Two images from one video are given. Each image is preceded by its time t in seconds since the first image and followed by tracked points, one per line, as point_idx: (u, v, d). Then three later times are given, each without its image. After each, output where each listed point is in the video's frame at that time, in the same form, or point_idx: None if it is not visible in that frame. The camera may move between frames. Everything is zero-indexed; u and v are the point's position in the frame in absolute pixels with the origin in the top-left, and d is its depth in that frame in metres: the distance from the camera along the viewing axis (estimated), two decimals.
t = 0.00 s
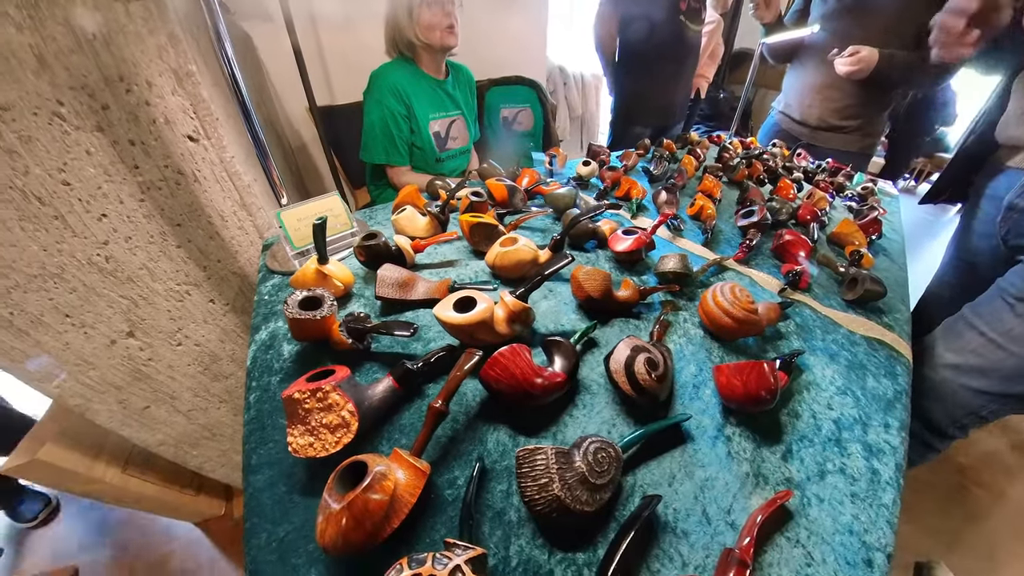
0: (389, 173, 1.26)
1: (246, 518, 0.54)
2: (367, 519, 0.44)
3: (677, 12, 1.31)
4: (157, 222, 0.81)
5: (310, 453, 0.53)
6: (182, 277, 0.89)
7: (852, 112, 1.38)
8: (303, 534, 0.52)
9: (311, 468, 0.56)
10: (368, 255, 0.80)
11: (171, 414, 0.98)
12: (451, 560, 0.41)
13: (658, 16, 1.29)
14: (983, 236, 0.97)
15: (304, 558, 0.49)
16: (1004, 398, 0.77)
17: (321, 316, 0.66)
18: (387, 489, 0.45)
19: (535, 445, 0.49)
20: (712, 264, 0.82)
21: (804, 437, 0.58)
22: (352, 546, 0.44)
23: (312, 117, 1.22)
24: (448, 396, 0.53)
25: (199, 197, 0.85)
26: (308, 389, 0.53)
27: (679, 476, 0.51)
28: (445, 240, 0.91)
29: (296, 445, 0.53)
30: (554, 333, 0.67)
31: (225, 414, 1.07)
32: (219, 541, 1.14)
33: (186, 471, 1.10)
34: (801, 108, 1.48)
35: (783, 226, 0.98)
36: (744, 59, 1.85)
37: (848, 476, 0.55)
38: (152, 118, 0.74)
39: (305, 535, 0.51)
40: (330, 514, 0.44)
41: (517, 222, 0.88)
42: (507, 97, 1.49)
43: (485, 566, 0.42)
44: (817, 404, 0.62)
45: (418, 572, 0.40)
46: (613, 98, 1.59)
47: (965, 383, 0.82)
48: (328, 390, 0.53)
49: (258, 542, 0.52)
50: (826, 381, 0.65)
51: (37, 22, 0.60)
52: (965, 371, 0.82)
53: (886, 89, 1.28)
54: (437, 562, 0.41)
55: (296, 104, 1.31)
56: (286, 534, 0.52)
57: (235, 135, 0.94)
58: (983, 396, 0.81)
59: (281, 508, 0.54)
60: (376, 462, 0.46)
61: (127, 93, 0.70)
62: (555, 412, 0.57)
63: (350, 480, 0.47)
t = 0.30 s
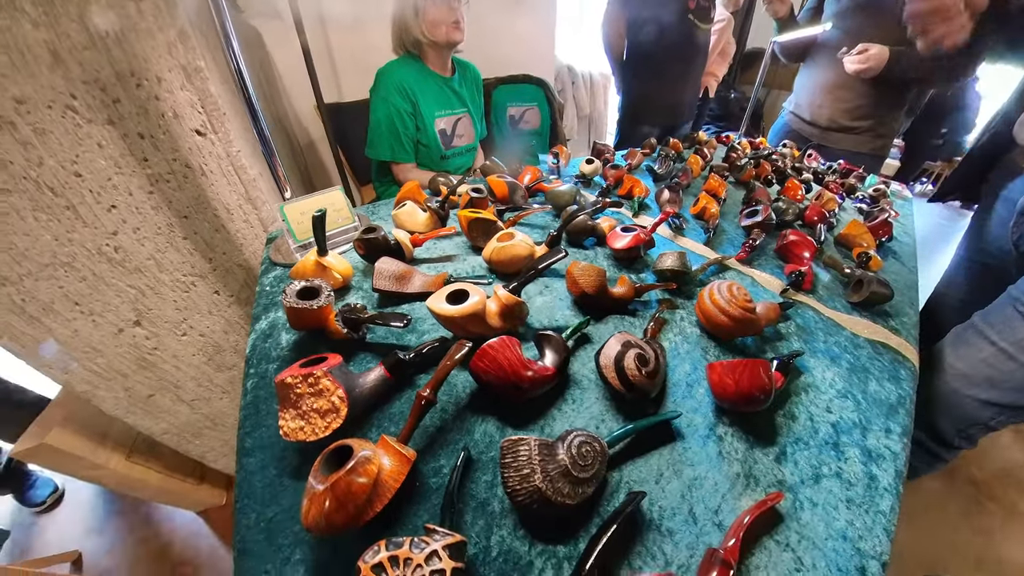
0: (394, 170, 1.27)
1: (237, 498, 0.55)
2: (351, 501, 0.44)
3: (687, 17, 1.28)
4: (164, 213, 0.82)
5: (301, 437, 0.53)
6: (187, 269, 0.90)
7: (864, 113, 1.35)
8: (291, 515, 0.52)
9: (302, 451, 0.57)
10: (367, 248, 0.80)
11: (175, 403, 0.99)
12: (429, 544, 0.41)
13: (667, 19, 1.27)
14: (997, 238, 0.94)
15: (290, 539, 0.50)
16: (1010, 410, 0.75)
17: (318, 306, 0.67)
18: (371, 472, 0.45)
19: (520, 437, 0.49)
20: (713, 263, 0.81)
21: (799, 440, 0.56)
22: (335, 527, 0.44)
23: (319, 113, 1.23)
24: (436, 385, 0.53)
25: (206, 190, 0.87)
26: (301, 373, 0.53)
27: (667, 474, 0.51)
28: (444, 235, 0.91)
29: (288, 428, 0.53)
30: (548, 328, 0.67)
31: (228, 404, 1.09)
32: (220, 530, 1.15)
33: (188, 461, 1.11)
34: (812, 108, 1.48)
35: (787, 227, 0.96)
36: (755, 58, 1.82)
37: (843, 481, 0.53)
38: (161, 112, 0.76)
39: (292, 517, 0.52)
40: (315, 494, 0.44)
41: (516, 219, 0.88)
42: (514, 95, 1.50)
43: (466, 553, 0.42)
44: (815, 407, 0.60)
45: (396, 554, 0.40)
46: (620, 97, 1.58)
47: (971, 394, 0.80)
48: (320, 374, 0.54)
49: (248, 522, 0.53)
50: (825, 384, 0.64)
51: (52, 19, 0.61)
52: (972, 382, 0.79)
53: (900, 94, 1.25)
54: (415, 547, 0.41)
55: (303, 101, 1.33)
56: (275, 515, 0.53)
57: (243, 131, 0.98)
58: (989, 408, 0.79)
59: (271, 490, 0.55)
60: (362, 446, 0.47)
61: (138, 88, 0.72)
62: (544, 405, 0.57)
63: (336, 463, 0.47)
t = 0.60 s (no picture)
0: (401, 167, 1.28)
1: (236, 477, 0.56)
2: (343, 478, 0.46)
3: (694, 18, 1.31)
4: (175, 206, 0.84)
5: (299, 418, 0.54)
6: (196, 260, 0.92)
7: (881, 112, 1.32)
8: (287, 494, 0.53)
9: (300, 434, 0.58)
10: (371, 242, 0.81)
11: (182, 391, 1.01)
12: (416, 522, 0.42)
13: (674, 20, 1.30)
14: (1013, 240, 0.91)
15: (285, 516, 0.51)
16: None
17: (320, 295, 0.68)
18: (363, 452, 0.47)
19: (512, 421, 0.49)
20: (715, 260, 0.80)
21: (794, 438, 0.55)
22: (327, 504, 0.46)
23: (328, 109, 1.25)
24: (431, 371, 0.54)
25: (216, 183, 0.89)
26: (301, 356, 0.55)
27: (657, 467, 0.50)
28: (447, 229, 0.92)
29: (287, 410, 0.55)
30: (544, 321, 0.67)
31: (233, 394, 1.10)
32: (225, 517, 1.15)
33: (192, 450, 1.12)
34: (825, 108, 1.43)
35: (793, 227, 0.95)
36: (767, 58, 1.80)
37: (839, 480, 0.52)
38: (174, 106, 0.78)
39: (288, 496, 0.53)
40: (310, 470, 0.46)
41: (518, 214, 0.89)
42: (522, 94, 1.50)
43: (452, 532, 0.44)
44: (813, 406, 0.59)
45: (383, 530, 0.42)
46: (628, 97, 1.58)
47: (994, 405, 0.75)
48: (319, 358, 0.56)
49: (245, 499, 0.54)
50: (824, 383, 0.63)
51: (71, 16, 0.63)
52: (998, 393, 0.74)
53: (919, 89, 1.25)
54: (401, 524, 0.42)
55: (313, 98, 1.35)
56: (271, 493, 0.54)
57: (252, 126, 0.99)
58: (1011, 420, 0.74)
59: (269, 470, 0.56)
60: (356, 427, 0.49)
61: (152, 83, 0.74)
62: (537, 396, 0.58)
63: (331, 442, 0.49)
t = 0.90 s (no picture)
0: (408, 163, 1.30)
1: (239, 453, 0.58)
2: (339, 452, 0.48)
3: (700, 19, 1.31)
4: (187, 197, 0.86)
5: (301, 397, 0.56)
6: (206, 250, 0.94)
7: (898, 113, 1.32)
8: (286, 470, 0.55)
9: (302, 416, 0.60)
10: (376, 234, 0.83)
11: (189, 379, 1.03)
12: (408, 497, 0.44)
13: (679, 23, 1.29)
14: None
15: (284, 491, 0.53)
16: None
17: (325, 282, 0.69)
18: (360, 429, 0.50)
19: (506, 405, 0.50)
20: (717, 257, 0.80)
21: (790, 433, 0.55)
22: (324, 478, 0.49)
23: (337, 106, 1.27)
24: (429, 355, 0.56)
25: (226, 176, 0.90)
26: (305, 339, 0.58)
27: (648, 456, 0.50)
28: (450, 223, 0.93)
29: (290, 389, 0.57)
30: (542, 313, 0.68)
31: (239, 384, 1.12)
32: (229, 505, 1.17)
33: (197, 438, 1.13)
34: (839, 109, 1.43)
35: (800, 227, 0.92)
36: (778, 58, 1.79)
37: (834, 476, 0.51)
38: (187, 101, 0.79)
39: (287, 471, 0.55)
40: (309, 445, 0.49)
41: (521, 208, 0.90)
42: (530, 93, 1.52)
43: (444, 509, 0.46)
44: (811, 403, 0.59)
45: (376, 502, 0.44)
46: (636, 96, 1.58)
47: (1003, 416, 0.70)
48: (321, 340, 0.58)
49: (247, 474, 0.55)
50: (823, 380, 0.62)
51: (91, 11, 0.64)
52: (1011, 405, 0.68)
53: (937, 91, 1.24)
54: (394, 498, 0.44)
55: (324, 95, 1.37)
56: (271, 470, 0.55)
57: (262, 121, 1.01)
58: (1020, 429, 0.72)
59: (271, 447, 0.57)
60: (355, 406, 0.51)
61: (167, 78, 0.75)
62: (532, 384, 0.58)
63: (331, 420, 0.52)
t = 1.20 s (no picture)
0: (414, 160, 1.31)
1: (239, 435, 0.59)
2: (333, 433, 0.50)
3: (706, 18, 1.27)
4: (196, 191, 0.87)
5: (300, 382, 0.58)
6: (213, 243, 0.95)
7: (912, 116, 1.30)
8: (284, 451, 0.56)
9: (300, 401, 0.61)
10: (379, 228, 0.83)
11: (195, 370, 1.04)
12: (398, 477, 0.45)
13: (683, 22, 1.29)
14: None
15: (281, 471, 0.54)
16: None
17: (326, 274, 0.71)
18: (355, 412, 0.51)
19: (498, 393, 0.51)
20: (718, 256, 0.80)
21: (783, 430, 0.54)
22: (319, 459, 0.50)
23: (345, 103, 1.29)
24: (425, 343, 0.58)
25: (234, 171, 0.91)
26: (305, 325, 0.60)
27: (638, 448, 0.50)
28: (452, 219, 0.94)
29: (289, 373, 0.58)
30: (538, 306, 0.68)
31: (244, 375, 1.13)
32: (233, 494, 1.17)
33: (203, 428, 1.14)
34: (852, 110, 1.42)
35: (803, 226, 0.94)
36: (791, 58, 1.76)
37: (828, 475, 0.51)
38: (197, 97, 0.81)
39: (285, 453, 0.56)
40: (306, 426, 0.50)
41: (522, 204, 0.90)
42: (537, 92, 1.53)
43: (432, 491, 0.46)
44: (806, 401, 0.58)
45: (366, 480, 0.45)
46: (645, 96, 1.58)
47: (1008, 418, 0.68)
48: (321, 327, 0.59)
49: (246, 455, 0.57)
50: (821, 379, 0.62)
51: (104, 8, 0.66)
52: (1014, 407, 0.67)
53: (953, 90, 1.19)
54: (384, 477, 0.45)
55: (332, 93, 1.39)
56: (270, 451, 0.57)
57: (269, 118, 1.02)
58: None
59: (270, 430, 0.59)
60: (351, 390, 0.53)
61: (178, 74, 0.77)
62: (525, 375, 0.59)
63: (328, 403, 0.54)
